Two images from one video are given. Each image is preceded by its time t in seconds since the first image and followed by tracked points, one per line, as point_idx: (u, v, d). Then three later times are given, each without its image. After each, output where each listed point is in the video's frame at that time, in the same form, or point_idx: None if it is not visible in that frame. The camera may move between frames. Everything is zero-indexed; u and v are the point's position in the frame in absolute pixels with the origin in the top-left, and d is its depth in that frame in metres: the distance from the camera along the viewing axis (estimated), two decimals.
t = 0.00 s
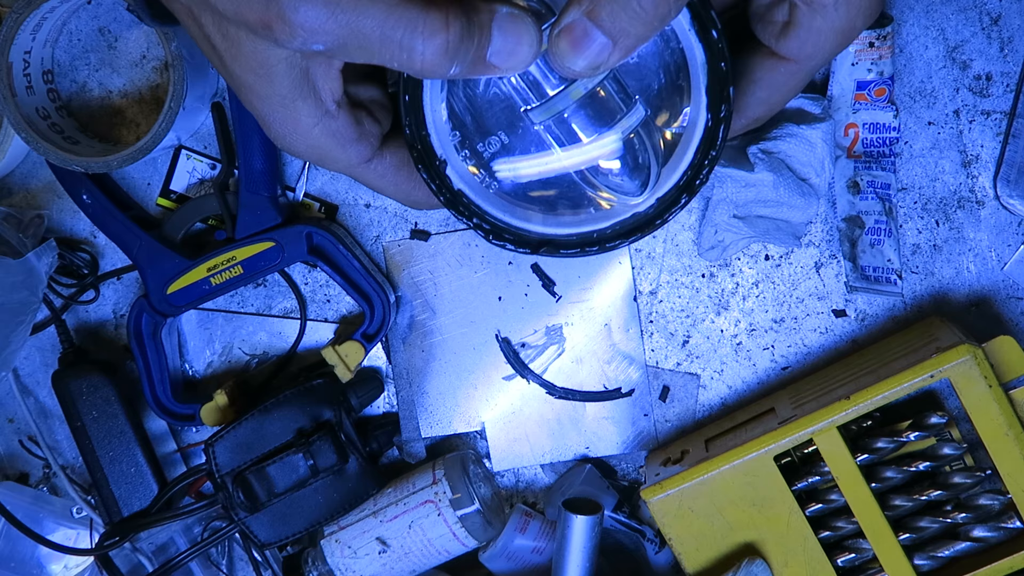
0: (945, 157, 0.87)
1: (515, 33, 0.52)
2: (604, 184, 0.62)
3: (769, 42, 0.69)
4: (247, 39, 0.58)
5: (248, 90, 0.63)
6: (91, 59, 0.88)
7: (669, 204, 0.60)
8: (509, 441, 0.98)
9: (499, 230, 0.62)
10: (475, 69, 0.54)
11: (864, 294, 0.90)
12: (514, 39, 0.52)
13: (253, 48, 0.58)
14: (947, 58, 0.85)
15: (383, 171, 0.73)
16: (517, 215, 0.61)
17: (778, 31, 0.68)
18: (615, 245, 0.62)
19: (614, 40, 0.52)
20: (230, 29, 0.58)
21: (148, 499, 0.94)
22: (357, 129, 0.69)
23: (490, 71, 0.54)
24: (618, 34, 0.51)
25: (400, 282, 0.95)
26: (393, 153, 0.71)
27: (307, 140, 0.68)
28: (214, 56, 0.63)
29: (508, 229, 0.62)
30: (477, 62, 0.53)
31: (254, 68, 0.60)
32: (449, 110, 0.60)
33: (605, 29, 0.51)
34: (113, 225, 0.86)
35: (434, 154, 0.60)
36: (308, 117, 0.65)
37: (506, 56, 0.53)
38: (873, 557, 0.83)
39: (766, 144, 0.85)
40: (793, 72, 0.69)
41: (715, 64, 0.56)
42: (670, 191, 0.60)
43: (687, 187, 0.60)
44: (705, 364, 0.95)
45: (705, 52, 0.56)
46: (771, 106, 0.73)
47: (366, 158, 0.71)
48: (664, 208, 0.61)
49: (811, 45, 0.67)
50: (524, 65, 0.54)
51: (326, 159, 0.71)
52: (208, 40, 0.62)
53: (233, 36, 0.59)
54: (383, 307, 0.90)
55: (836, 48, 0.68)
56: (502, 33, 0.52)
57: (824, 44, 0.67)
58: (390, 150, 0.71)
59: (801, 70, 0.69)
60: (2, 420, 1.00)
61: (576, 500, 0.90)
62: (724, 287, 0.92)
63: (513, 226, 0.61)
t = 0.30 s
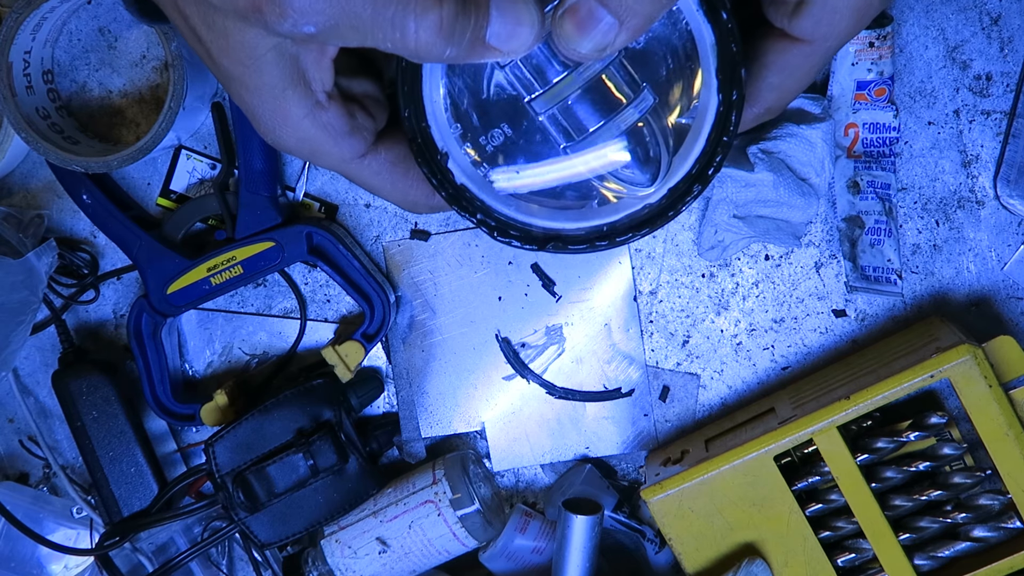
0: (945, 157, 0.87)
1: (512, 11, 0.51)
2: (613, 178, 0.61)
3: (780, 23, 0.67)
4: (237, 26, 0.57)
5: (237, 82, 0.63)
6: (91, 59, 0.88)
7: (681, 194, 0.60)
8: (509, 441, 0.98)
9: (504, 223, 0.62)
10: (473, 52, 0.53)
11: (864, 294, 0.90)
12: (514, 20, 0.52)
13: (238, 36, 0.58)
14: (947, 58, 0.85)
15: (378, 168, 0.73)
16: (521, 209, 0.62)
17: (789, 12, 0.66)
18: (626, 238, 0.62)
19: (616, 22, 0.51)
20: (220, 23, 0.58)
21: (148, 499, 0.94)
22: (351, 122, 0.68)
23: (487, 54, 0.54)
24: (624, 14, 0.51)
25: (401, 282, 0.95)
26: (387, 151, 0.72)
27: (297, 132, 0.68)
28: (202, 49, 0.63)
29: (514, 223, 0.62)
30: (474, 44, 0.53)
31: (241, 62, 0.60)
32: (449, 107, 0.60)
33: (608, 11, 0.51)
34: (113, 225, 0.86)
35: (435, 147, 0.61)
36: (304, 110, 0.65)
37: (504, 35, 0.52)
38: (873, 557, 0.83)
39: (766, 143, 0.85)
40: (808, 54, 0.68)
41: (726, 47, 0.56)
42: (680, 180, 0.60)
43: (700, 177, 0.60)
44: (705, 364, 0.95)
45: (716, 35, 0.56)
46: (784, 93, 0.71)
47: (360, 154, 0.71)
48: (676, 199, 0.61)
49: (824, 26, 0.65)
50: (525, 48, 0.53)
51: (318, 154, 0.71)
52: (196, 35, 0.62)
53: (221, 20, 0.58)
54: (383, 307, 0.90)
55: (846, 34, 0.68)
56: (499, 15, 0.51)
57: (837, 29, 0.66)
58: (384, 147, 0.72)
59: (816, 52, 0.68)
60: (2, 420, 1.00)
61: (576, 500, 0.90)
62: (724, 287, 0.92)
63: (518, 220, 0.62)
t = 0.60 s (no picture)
0: (945, 157, 0.87)
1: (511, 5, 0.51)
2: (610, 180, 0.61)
3: (778, 18, 0.67)
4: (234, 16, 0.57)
5: (231, 72, 0.63)
6: (91, 59, 0.88)
7: (677, 192, 0.60)
8: (509, 441, 0.98)
9: (497, 223, 0.61)
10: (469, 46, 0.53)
11: (864, 294, 0.90)
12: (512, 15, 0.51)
13: (234, 26, 0.58)
14: (947, 58, 0.85)
15: (369, 162, 0.72)
16: (515, 208, 0.61)
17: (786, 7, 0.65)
18: (618, 238, 0.62)
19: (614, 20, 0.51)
20: (216, 12, 0.58)
21: (148, 498, 0.94)
22: (342, 114, 0.68)
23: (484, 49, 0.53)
24: (620, 10, 0.51)
25: (401, 282, 0.95)
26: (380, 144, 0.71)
27: (288, 122, 0.67)
28: (196, 40, 0.63)
29: (507, 223, 0.61)
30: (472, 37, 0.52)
31: (233, 51, 0.60)
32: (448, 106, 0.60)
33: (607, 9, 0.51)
34: (113, 225, 0.86)
35: (428, 142, 0.60)
36: (297, 101, 0.65)
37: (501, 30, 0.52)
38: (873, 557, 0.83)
39: (766, 143, 0.85)
40: (806, 49, 0.67)
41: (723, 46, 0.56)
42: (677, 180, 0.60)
43: (696, 177, 0.60)
44: (705, 364, 0.95)
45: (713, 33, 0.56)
46: (783, 89, 0.71)
47: (351, 147, 0.70)
48: (672, 198, 0.61)
49: (823, 19, 0.65)
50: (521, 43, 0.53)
51: (310, 146, 0.71)
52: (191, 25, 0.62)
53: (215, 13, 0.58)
54: (382, 307, 0.90)
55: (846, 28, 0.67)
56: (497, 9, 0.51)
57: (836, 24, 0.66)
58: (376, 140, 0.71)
59: (815, 46, 0.67)
60: (2, 420, 1.00)
61: (577, 500, 0.90)
62: (724, 287, 0.92)
63: (511, 218, 0.61)
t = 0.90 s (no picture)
0: (945, 157, 0.87)
1: None
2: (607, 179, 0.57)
3: (783, 15, 0.64)
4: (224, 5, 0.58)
5: (219, 65, 0.63)
6: (91, 58, 0.88)
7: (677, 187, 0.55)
8: (509, 441, 0.98)
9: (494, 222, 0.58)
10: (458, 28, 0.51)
11: (864, 294, 0.90)
12: None
13: (221, 15, 0.59)
14: (947, 58, 0.85)
15: (360, 163, 0.70)
16: (512, 205, 0.57)
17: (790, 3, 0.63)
18: (613, 234, 0.57)
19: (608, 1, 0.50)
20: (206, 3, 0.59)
21: (148, 498, 0.94)
22: (333, 113, 0.67)
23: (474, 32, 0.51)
24: None
25: (400, 282, 0.95)
26: (371, 146, 0.70)
27: (277, 119, 0.67)
28: (185, 35, 0.64)
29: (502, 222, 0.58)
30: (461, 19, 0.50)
31: (224, 40, 0.60)
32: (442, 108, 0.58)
33: None
34: (113, 225, 0.86)
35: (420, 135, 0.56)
36: (288, 98, 0.65)
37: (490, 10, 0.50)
38: (874, 557, 0.83)
39: (766, 144, 0.86)
40: (816, 44, 0.65)
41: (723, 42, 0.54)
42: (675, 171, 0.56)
43: (697, 169, 0.55)
44: (705, 364, 0.95)
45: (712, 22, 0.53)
46: (794, 87, 0.69)
47: (341, 147, 0.69)
48: (672, 193, 0.56)
49: (831, 13, 0.62)
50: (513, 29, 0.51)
51: (299, 146, 0.70)
52: (181, 20, 0.63)
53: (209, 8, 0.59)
54: (382, 307, 0.90)
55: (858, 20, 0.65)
56: None
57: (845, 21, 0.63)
58: (367, 141, 0.70)
59: (825, 42, 0.65)
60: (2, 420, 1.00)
61: (577, 500, 0.90)
62: (724, 287, 0.92)
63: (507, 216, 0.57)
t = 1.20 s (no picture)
0: (945, 157, 0.87)
1: None
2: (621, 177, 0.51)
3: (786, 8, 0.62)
4: None
5: (208, 59, 0.61)
6: (91, 58, 0.88)
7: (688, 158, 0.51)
8: (509, 441, 0.98)
9: (504, 210, 0.52)
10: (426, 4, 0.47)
11: (864, 294, 0.90)
12: None
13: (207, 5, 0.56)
14: (947, 58, 0.85)
15: (358, 158, 0.67)
16: (520, 191, 0.52)
17: None
18: (631, 209, 0.52)
19: None
20: None
21: (148, 499, 0.94)
22: (333, 106, 0.64)
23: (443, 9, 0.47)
24: None
25: (401, 282, 0.95)
26: (373, 140, 0.66)
27: (276, 113, 0.64)
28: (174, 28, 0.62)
29: (514, 210, 0.52)
30: None
31: (213, 33, 0.58)
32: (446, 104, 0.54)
33: None
34: (113, 225, 0.86)
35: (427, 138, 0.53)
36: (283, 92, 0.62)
37: None
38: (873, 557, 0.83)
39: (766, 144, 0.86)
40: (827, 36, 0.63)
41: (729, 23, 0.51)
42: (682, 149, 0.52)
43: (708, 136, 0.50)
44: (705, 364, 0.95)
45: None
46: (814, 82, 0.67)
47: (343, 140, 0.66)
48: (686, 161, 0.51)
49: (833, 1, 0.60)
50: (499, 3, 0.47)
51: (298, 138, 0.67)
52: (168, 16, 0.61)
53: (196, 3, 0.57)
54: (383, 307, 0.90)
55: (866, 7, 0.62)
56: None
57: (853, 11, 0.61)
58: (370, 135, 0.66)
59: (835, 31, 0.63)
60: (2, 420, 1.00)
61: (577, 500, 0.90)
62: (724, 287, 0.92)
63: (518, 204, 0.52)
